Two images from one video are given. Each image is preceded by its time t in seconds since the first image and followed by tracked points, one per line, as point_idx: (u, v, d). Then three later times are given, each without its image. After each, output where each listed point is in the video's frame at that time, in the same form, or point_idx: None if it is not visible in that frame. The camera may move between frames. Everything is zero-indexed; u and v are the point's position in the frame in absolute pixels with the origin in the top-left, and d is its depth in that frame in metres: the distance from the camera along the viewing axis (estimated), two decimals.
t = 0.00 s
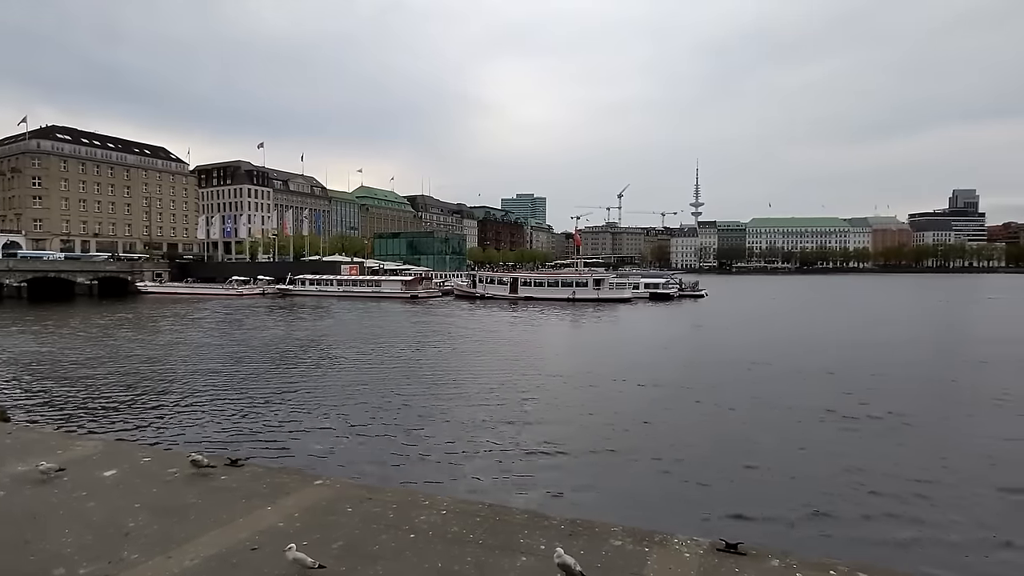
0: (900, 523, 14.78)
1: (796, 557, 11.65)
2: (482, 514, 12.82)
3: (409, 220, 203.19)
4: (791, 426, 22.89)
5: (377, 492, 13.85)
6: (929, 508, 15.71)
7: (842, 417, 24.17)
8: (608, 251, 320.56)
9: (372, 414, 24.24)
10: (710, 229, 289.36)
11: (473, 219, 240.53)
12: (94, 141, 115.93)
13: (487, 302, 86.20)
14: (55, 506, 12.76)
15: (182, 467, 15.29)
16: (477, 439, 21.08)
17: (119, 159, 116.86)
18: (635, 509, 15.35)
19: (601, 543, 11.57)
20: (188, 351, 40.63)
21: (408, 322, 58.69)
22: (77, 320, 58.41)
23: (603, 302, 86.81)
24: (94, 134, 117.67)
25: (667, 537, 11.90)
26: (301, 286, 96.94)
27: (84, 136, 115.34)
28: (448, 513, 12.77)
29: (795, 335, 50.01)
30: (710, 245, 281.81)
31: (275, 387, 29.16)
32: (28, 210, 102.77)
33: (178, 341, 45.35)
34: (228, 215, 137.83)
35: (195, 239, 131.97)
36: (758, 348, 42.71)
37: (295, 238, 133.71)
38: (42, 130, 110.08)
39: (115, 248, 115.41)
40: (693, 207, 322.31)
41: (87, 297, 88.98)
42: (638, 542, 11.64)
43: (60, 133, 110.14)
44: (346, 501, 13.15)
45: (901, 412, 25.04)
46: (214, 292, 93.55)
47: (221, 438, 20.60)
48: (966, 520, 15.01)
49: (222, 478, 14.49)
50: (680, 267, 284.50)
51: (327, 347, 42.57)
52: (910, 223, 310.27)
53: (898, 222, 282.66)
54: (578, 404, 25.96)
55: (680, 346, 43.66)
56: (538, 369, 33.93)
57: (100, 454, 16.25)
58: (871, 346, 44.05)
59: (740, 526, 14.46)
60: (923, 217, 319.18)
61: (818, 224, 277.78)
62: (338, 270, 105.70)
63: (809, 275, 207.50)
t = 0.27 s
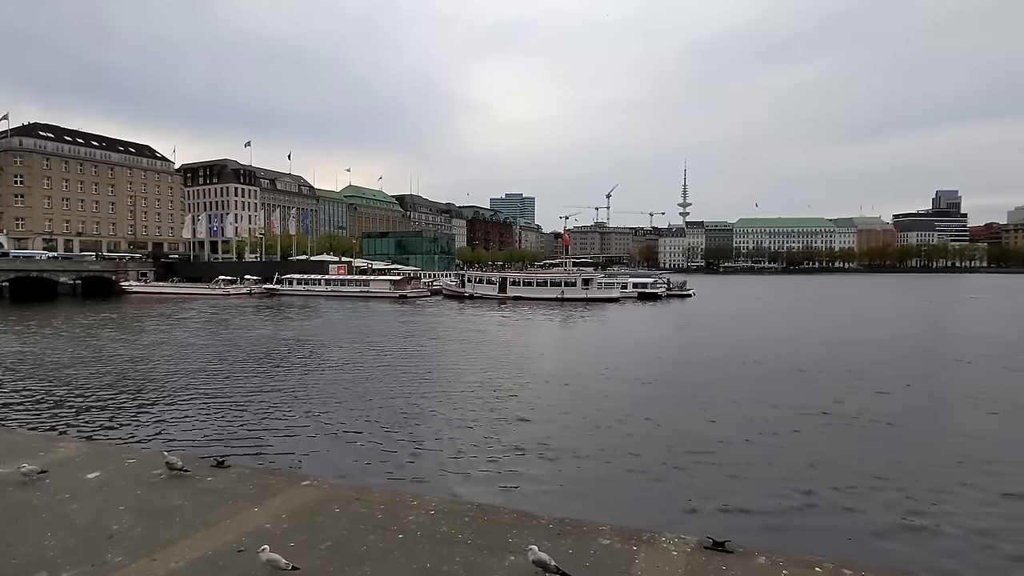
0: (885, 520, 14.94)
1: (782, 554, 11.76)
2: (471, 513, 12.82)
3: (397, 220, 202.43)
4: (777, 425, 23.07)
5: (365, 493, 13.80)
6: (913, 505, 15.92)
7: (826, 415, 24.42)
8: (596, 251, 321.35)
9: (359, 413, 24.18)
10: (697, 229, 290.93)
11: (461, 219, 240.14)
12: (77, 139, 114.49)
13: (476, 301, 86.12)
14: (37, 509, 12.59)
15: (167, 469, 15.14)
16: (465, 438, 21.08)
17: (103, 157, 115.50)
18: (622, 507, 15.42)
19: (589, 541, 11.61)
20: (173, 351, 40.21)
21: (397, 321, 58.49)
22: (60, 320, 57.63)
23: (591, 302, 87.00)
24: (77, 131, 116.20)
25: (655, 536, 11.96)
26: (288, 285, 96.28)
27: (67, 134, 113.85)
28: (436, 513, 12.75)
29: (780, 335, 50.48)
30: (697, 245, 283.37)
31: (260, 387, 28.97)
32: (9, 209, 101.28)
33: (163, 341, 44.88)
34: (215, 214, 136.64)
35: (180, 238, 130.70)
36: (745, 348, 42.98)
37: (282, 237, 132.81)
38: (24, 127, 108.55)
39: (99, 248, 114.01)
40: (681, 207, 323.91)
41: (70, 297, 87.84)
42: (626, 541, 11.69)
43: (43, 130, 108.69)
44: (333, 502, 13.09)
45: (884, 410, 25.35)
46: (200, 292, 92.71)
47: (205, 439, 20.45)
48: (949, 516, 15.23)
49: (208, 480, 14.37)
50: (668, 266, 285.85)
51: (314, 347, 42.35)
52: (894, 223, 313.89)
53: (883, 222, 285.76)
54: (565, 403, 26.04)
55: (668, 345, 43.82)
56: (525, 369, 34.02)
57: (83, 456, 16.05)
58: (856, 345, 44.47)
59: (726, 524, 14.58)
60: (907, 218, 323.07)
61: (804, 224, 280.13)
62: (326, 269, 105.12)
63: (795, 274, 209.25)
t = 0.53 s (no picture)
0: (871, 516, 15.10)
1: (770, 551, 11.85)
2: (460, 513, 12.80)
3: (387, 219, 201.62)
4: (766, 423, 23.20)
5: (355, 494, 13.73)
6: (899, 501, 16.09)
7: (812, 414, 24.62)
8: (586, 250, 321.86)
9: (349, 413, 24.12)
10: (686, 228, 292.20)
11: (451, 218, 239.65)
12: (61, 137, 113.17)
13: (466, 301, 86.04)
14: (20, 513, 12.42)
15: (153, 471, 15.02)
16: (453, 437, 21.04)
17: (88, 156, 114.20)
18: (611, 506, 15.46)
19: (579, 540, 11.64)
20: (161, 351, 39.87)
21: (386, 321, 58.29)
22: (44, 320, 56.93)
23: (581, 301, 87.17)
24: (61, 130, 114.84)
25: (645, 534, 12.01)
26: (276, 285, 95.65)
27: (51, 133, 112.50)
28: (426, 513, 12.74)
29: (768, 333, 50.78)
30: (686, 244, 284.56)
31: (248, 388, 28.76)
32: None
33: (149, 342, 44.46)
34: (202, 214, 135.49)
35: (167, 238, 129.46)
36: (734, 347, 43.22)
37: (270, 237, 131.92)
38: (7, 125, 107.12)
39: (84, 248, 112.71)
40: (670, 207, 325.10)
41: (55, 297, 86.81)
42: (616, 539, 11.72)
43: (26, 129, 107.36)
44: (322, 503, 13.03)
45: (872, 408, 25.61)
46: (187, 292, 91.92)
47: (191, 440, 20.30)
48: (934, 513, 15.41)
49: (195, 481, 14.25)
50: (657, 266, 286.85)
51: (303, 346, 42.16)
52: (880, 223, 316.75)
53: (869, 222, 288.50)
54: (554, 403, 26.08)
55: (658, 345, 43.95)
56: (516, 368, 34.05)
57: (68, 458, 15.88)
58: (844, 344, 44.83)
59: (714, 521, 14.68)
60: (893, 218, 326.31)
61: (792, 224, 282.29)
62: (315, 269, 104.58)
63: (783, 274, 210.58)
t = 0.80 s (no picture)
0: (858, 514, 15.24)
1: (760, 549, 11.93)
2: (450, 514, 12.78)
3: (377, 219, 200.88)
4: (755, 422, 23.32)
5: (345, 495, 13.68)
6: (887, 499, 16.24)
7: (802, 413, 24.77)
8: (577, 250, 322.30)
9: (339, 414, 24.01)
10: (676, 228, 293.41)
11: (441, 218, 239.29)
12: (47, 136, 111.96)
13: (457, 301, 85.94)
14: (5, 516, 12.28)
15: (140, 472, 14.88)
16: (442, 438, 21.02)
17: (73, 155, 113.04)
18: (601, 505, 15.48)
19: (570, 540, 11.65)
20: (148, 352, 39.53)
21: (377, 321, 58.12)
22: (30, 321, 56.31)
23: (572, 301, 87.29)
24: (47, 129, 113.60)
25: (635, 533, 12.04)
26: (266, 286, 95.06)
27: (36, 131, 111.26)
28: (416, 513, 12.70)
29: (758, 333, 51.04)
30: (676, 244, 285.68)
31: (236, 388, 28.59)
32: None
33: (137, 342, 44.08)
34: (190, 213, 134.41)
35: (154, 238, 128.40)
36: (724, 346, 43.44)
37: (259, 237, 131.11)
38: None
39: (70, 248, 111.54)
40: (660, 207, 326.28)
41: (40, 298, 85.92)
42: (606, 538, 11.76)
43: (11, 127, 106.13)
44: (312, 504, 12.97)
45: (860, 407, 25.82)
46: (175, 292, 91.22)
47: (176, 441, 20.16)
48: (921, 510, 15.56)
49: (184, 483, 14.14)
50: (647, 266, 287.88)
51: (293, 347, 41.92)
52: (867, 223, 319.54)
53: (856, 222, 290.98)
54: (543, 402, 26.11)
55: (648, 344, 44.10)
56: (507, 368, 34.01)
57: (54, 461, 15.71)
58: (832, 344, 45.18)
59: (703, 520, 14.74)
60: (880, 218, 329.30)
61: (780, 223, 284.23)
62: (305, 269, 104.08)
63: (772, 274, 211.94)
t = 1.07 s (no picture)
0: (847, 512, 15.37)
1: (751, 548, 11.98)
2: (442, 514, 12.76)
3: (368, 219, 200.26)
4: (746, 421, 23.46)
5: (336, 495, 13.63)
6: (875, 498, 16.39)
7: (792, 412, 24.92)
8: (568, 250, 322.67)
9: (330, 414, 23.90)
10: (667, 228, 294.43)
11: (433, 218, 238.82)
12: (33, 134, 110.79)
13: (448, 301, 85.82)
14: None
15: (129, 474, 14.75)
16: (435, 438, 21.00)
17: (60, 154, 111.92)
18: (591, 505, 15.52)
19: (561, 539, 11.66)
20: (137, 353, 39.20)
21: (368, 322, 57.96)
22: (16, 322, 55.70)
23: (563, 301, 87.40)
24: (33, 127, 112.42)
25: (626, 533, 12.08)
26: (256, 286, 94.52)
27: (22, 130, 110.07)
28: (408, 514, 12.67)
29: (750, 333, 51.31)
30: (667, 244, 286.76)
31: (228, 389, 28.42)
32: None
33: (126, 342, 43.72)
34: (179, 213, 133.41)
35: (143, 237, 127.33)
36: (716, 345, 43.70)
37: (249, 237, 130.35)
38: None
39: (57, 248, 110.37)
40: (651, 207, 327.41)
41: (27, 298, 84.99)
42: (597, 538, 11.77)
43: None
44: (302, 506, 12.89)
45: (851, 406, 26.07)
46: (165, 292, 90.51)
47: (167, 443, 20.00)
48: (910, 508, 15.70)
49: (173, 485, 14.03)
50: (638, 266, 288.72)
51: (284, 347, 41.71)
52: (856, 223, 322.06)
53: (845, 222, 293.18)
54: (536, 402, 26.16)
55: (640, 344, 44.25)
56: (499, 368, 33.98)
57: (41, 463, 15.54)
58: (824, 342, 45.54)
59: (695, 519, 14.84)
60: (868, 218, 331.98)
61: (770, 223, 285.99)
62: (295, 269, 103.56)
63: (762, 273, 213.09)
